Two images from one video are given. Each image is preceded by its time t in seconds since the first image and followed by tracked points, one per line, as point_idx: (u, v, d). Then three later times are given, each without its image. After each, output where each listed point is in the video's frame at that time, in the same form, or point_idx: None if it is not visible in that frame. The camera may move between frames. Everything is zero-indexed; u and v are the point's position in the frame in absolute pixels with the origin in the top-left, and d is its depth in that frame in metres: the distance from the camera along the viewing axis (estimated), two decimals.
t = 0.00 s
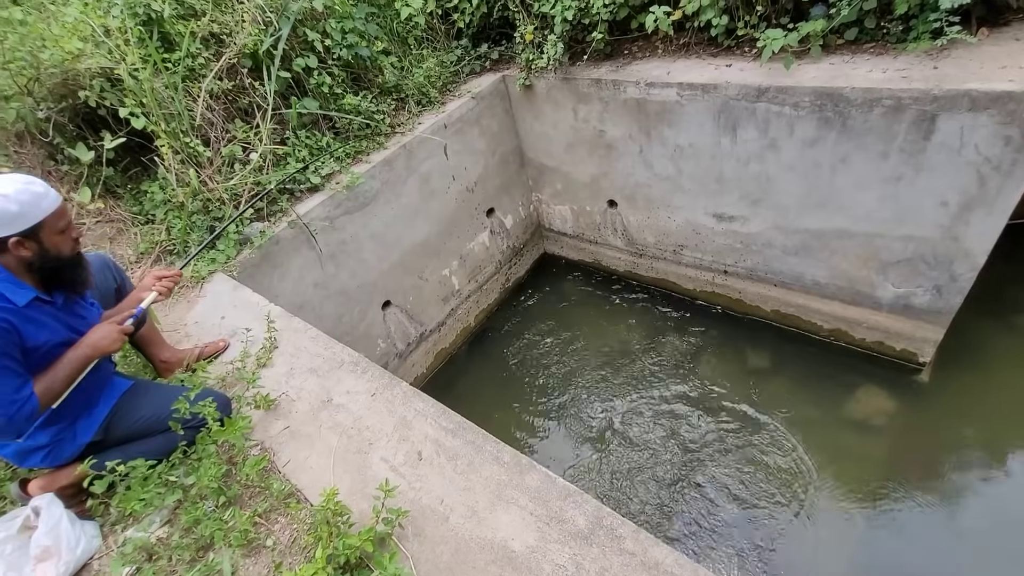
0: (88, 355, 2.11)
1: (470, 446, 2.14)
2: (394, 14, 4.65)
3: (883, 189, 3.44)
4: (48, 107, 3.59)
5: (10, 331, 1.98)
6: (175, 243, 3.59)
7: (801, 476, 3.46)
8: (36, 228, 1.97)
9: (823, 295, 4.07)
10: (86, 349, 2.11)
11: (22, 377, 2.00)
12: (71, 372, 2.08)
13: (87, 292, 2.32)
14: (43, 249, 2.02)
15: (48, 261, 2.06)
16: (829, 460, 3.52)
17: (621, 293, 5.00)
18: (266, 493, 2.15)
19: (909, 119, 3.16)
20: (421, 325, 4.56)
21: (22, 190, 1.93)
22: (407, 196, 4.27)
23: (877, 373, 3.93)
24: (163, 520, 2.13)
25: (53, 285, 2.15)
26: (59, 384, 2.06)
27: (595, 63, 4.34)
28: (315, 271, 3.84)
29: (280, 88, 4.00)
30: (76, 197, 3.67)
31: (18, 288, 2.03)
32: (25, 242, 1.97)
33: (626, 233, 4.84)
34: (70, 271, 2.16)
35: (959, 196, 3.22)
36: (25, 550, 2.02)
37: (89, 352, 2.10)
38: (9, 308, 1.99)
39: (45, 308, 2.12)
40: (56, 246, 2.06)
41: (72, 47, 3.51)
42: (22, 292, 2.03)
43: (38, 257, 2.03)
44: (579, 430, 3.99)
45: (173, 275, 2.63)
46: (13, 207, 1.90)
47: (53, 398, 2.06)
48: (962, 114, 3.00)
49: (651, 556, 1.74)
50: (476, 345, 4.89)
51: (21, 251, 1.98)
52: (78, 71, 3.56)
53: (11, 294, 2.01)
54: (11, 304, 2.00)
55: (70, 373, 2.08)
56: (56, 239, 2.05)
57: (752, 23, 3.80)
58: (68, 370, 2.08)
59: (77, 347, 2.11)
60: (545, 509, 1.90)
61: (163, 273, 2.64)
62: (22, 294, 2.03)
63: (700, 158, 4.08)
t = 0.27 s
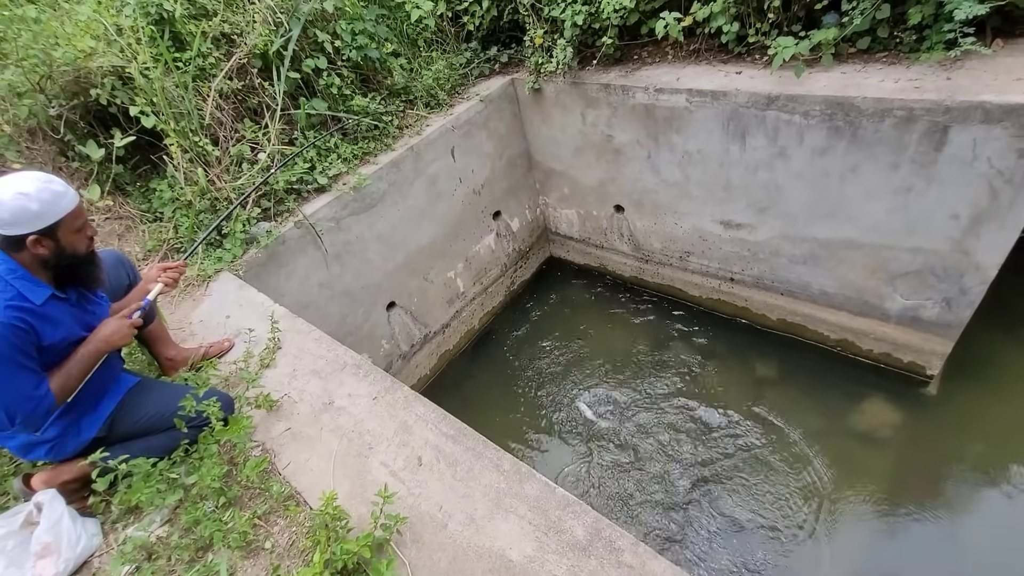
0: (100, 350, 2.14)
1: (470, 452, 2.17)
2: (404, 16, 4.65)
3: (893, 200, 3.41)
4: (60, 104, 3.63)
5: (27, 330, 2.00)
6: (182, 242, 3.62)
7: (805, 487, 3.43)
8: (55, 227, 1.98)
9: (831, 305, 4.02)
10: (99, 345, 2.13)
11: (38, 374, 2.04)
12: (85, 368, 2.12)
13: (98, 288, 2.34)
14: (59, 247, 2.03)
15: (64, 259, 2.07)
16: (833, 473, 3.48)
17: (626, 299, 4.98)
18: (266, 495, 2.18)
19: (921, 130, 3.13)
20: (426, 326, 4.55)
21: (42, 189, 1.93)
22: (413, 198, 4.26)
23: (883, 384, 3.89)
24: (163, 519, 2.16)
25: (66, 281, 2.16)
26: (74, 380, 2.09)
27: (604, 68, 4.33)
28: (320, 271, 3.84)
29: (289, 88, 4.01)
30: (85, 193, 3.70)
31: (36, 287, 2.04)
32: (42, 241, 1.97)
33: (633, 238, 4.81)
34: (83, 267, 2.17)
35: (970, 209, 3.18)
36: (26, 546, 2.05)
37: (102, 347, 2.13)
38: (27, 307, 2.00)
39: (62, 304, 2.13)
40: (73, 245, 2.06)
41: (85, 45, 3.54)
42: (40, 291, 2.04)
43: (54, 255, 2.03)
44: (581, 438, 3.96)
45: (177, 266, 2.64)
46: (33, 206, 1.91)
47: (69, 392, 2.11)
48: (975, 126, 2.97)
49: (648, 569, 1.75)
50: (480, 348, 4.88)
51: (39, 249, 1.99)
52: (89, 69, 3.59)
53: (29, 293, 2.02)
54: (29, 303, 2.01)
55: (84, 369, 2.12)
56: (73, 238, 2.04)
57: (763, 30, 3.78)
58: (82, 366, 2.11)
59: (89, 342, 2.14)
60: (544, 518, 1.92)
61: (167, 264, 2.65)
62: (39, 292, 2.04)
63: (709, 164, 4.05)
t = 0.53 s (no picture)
0: (103, 354, 2.15)
1: (470, 459, 2.20)
2: (411, 18, 4.66)
3: (898, 211, 3.40)
4: (68, 102, 3.63)
5: (30, 334, 2.00)
6: (186, 241, 3.63)
7: (805, 498, 3.41)
8: (59, 229, 1.99)
9: (835, 314, 4.01)
10: (102, 349, 2.15)
11: (41, 378, 2.05)
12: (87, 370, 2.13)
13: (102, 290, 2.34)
14: (63, 250, 2.03)
15: (67, 261, 2.07)
16: (835, 484, 3.46)
17: (629, 304, 4.96)
18: (265, 498, 2.21)
19: (927, 141, 3.12)
20: (427, 329, 4.55)
21: (46, 191, 1.94)
22: (417, 200, 4.24)
23: (886, 395, 3.88)
24: (162, 520, 2.19)
25: (71, 284, 2.16)
26: (75, 385, 2.11)
27: (611, 74, 4.32)
28: (324, 272, 3.84)
29: (296, 90, 4.02)
30: (91, 191, 3.73)
31: (39, 290, 2.05)
32: (46, 243, 1.98)
33: (636, 244, 4.80)
34: (88, 270, 2.18)
35: (976, 222, 3.17)
36: (25, 545, 2.05)
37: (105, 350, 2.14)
38: (31, 311, 2.01)
39: (65, 307, 2.14)
40: (76, 247, 2.06)
41: (93, 45, 3.56)
42: (43, 294, 2.05)
43: (58, 258, 2.04)
44: (581, 444, 3.94)
45: (180, 271, 2.64)
46: (37, 208, 1.92)
47: (70, 396, 2.12)
48: (982, 139, 2.96)
49: None
50: (481, 351, 4.87)
51: (43, 252, 2.00)
52: (98, 69, 3.60)
53: (33, 296, 2.02)
54: (33, 305, 2.02)
55: (85, 372, 2.13)
56: (77, 240, 2.05)
57: (771, 38, 3.77)
58: (84, 369, 2.13)
59: (92, 347, 2.15)
60: (542, 528, 1.94)
61: (170, 267, 2.64)
62: (43, 296, 2.05)
63: (714, 172, 4.04)
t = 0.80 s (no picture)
0: (108, 358, 2.17)
1: (470, 465, 2.26)
2: (416, 21, 4.66)
3: (903, 218, 3.38)
4: (73, 103, 3.64)
5: (30, 341, 2.01)
6: (189, 241, 3.64)
7: (808, 506, 3.39)
8: (53, 236, 1.98)
9: (839, 320, 3.98)
10: (107, 353, 2.16)
11: (44, 383, 2.05)
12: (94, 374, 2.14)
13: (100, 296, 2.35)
14: (59, 256, 2.03)
15: (64, 268, 2.07)
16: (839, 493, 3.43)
17: (631, 307, 4.95)
18: (264, 501, 2.25)
19: (933, 148, 3.10)
20: (430, 331, 4.53)
21: (40, 199, 1.93)
22: (420, 202, 4.22)
23: (889, 401, 3.85)
24: (162, 523, 2.20)
25: (68, 291, 2.16)
26: (81, 389, 2.12)
27: (615, 77, 4.31)
28: (326, 274, 3.83)
29: (300, 91, 4.02)
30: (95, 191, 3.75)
31: (37, 297, 2.05)
32: (41, 251, 1.98)
33: (640, 247, 4.77)
34: (85, 276, 2.18)
35: (982, 229, 3.15)
36: (25, 546, 2.07)
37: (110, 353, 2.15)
38: (30, 318, 2.01)
39: (64, 314, 2.14)
40: (72, 253, 2.06)
41: (99, 46, 3.57)
42: (41, 302, 2.05)
43: (54, 265, 2.04)
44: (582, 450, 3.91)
45: (181, 274, 2.64)
46: (31, 215, 1.91)
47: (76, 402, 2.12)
48: (988, 146, 2.95)
49: None
50: (483, 353, 4.85)
51: (38, 260, 1.99)
52: (103, 69, 3.61)
53: (30, 303, 2.02)
54: (31, 313, 2.02)
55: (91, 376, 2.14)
56: (72, 246, 2.05)
57: (776, 43, 3.76)
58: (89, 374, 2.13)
59: (97, 351, 2.16)
60: (543, 536, 1.99)
61: (170, 270, 2.64)
62: (41, 303, 2.05)
63: (718, 176, 4.02)
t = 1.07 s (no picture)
0: (127, 353, 2.23)
1: (472, 468, 2.27)
2: (421, 22, 4.66)
3: (910, 221, 3.36)
4: (80, 103, 3.66)
5: (32, 339, 2.02)
6: (194, 242, 3.67)
7: (812, 512, 3.36)
8: (46, 241, 1.99)
9: (846, 324, 3.95)
10: (127, 349, 2.23)
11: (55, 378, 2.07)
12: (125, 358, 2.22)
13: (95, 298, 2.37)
14: (53, 261, 2.05)
15: (58, 273, 2.09)
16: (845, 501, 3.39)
17: (635, 310, 4.92)
18: (266, 503, 2.29)
19: (942, 151, 3.08)
20: (433, 331, 4.50)
21: (31, 203, 1.93)
22: (424, 203, 4.18)
23: (895, 407, 3.82)
24: (164, 523, 2.23)
25: (64, 295, 2.17)
26: (101, 383, 2.17)
27: (620, 79, 4.29)
28: (330, 274, 3.82)
29: (305, 92, 4.01)
30: (101, 191, 3.76)
31: (31, 299, 2.05)
32: (35, 256, 1.99)
33: (644, 249, 4.75)
34: (78, 280, 2.19)
35: (991, 234, 3.12)
36: (28, 546, 2.09)
37: (144, 337, 2.26)
38: (26, 320, 2.01)
39: (58, 317, 2.14)
40: (67, 257, 2.08)
41: (106, 46, 3.58)
42: (36, 304, 2.05)
43: (48, 269, 2.05)
44: (584, 455, 3.89)
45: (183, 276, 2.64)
46: (23, 220, 1.91)
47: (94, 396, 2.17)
48: (997, 150, 2.92)
49: None
50: (486, 354, 4.83)
51: (32, 264, 2.00)
52: (110, 69, 3.62)
53: (25, 305, 2.02)
54: (27, 315, 2.02)
55: (120, 360, 2.22)
56: (66, 250, 2.07)
57: (783, 45, 3.74)
58: (119, 356, 2.22)
59: (115, 348, 2.23)
60: (545, 541, 1.99)
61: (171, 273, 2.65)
62: (36, 305, 2.05)
63: (723, 179, 4.00)
